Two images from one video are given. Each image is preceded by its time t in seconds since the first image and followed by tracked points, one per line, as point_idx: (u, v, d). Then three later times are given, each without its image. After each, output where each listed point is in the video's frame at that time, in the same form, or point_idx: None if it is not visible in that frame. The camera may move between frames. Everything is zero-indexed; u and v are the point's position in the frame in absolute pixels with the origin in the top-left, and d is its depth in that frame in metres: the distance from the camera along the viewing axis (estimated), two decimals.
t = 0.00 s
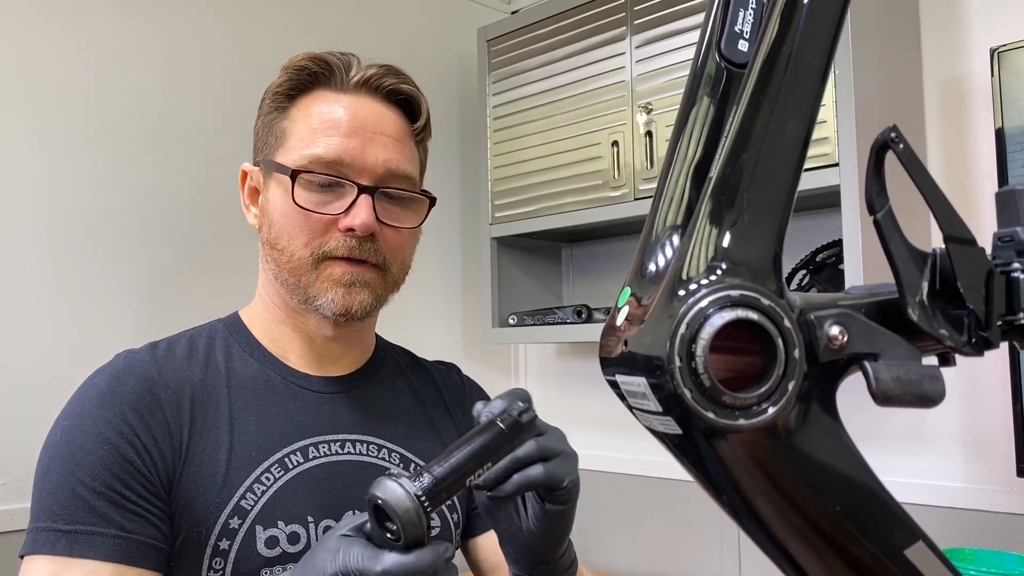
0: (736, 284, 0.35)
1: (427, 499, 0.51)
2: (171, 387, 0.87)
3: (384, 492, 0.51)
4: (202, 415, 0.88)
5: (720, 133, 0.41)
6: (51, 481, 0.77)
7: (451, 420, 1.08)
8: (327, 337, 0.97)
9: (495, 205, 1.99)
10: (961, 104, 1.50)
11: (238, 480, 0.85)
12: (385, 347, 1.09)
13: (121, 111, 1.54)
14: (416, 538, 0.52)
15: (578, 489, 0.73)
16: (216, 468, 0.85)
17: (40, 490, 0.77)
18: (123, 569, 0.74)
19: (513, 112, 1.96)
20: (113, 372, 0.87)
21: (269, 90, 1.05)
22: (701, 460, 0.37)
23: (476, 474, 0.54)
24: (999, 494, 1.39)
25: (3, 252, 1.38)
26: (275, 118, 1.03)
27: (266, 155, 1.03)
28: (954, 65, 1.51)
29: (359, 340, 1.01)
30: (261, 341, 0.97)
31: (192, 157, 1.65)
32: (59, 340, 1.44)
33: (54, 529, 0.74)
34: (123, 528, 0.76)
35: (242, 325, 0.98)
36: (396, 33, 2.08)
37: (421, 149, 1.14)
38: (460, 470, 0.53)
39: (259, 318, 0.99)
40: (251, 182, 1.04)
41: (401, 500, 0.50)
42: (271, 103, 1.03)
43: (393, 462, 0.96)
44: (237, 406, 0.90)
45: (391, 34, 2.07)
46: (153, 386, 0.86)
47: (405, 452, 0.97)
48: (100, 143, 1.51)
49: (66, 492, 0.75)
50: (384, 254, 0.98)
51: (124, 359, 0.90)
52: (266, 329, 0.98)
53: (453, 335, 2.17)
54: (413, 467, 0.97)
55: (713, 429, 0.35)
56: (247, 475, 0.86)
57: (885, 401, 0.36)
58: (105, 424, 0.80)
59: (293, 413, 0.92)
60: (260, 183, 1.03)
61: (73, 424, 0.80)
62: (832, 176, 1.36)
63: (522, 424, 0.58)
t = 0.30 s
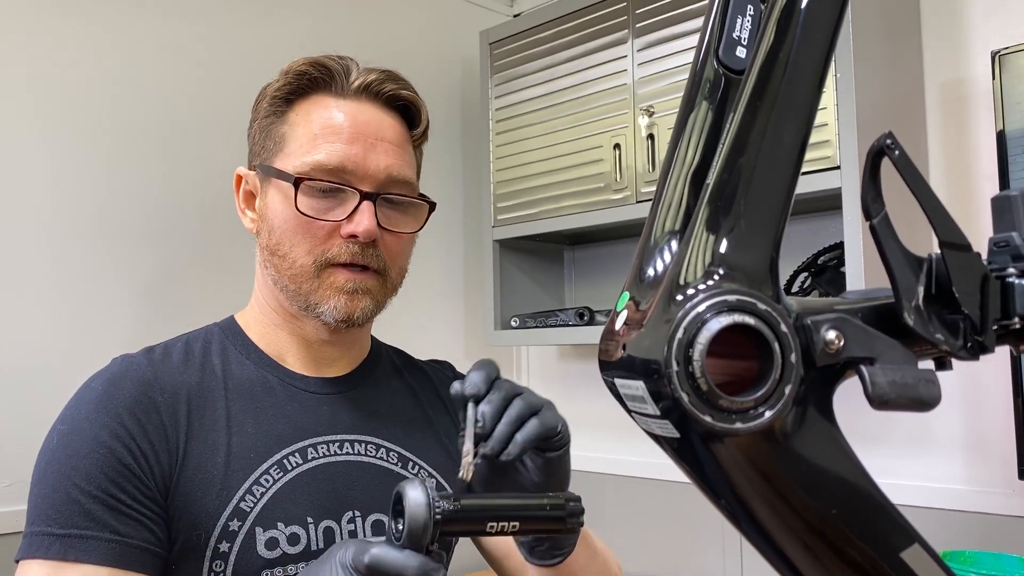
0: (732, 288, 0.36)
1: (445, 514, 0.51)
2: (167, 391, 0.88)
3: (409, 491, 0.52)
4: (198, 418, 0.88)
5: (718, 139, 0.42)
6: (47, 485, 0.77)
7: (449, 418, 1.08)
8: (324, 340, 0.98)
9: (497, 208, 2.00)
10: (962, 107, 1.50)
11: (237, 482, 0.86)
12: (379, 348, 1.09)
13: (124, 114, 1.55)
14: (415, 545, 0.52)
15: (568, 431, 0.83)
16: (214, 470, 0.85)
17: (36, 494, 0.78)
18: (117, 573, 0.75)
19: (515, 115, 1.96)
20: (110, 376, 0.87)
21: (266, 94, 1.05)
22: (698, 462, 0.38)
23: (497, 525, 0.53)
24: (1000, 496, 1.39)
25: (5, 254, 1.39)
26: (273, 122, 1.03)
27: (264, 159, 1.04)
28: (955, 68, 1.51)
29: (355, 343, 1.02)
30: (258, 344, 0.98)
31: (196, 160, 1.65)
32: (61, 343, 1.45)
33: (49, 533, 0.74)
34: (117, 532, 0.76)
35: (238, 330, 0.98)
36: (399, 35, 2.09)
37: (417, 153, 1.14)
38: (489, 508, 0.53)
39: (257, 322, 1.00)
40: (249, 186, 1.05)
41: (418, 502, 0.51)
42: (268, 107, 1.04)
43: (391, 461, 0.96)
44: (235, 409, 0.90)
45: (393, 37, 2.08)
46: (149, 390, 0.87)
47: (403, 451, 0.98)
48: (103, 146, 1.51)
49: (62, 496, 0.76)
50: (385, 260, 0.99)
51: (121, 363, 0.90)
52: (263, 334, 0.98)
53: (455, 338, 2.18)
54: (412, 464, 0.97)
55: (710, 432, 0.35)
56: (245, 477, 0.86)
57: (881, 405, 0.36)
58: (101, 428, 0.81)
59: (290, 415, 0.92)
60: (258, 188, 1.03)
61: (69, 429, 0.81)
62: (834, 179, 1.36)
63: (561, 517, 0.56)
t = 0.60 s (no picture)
0: (725, 289, 0.36)
1: (400, 530, 0.49)
2: (157, 392, 0.88)
3: (363, 509, 0.50)
4: (189, 418, 0.88)
5: (712, 141, 0.42)
6: (36, 487, 0.78)
7: (448, 414, 1.08)
8: (320, 338, 0.98)
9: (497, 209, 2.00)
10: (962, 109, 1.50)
11: (229, 482, 0.86)
12: (375, 344, 1.10)
13: (125, 115, 1.55)
14: (377, 567, 0.50)
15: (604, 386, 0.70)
16: (205, 470, 0.86)
17: (26, 497, 0.78)
18: None
19: (515, 116, 1.96)
20: (100, 379, 0.88)
21: (252, 96, 1.05)
22: (692, 462, 0.38)
23: (460, 530, 0.52)
24: (1000, 498, 1.39)
25: (5, 255, 1.39)
26: (262, 123, 1.03)
27: (254, 161, 1.04)
28: (955, 69, 1.52)
29: (352, 341, 1.02)
30: (254, 345, 0.98)
31: (197, 161, 1.66)
32: (62, 343, 1.45)
33: (37, 535, 0.75)
34: (104, 533, 0.76)
35: (233, 331, 0.98)
36: (399, 37, 2.10)
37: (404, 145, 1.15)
38: (448, 514, 0.51)
39: (252, 323, 1.00)
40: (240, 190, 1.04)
41: (372, 523, 0.49)
42: (256, 108, 1.04)
43: (388, 458, 0.96)
44: (226, 409, 0.91)
45: (394, 38, 2.08)
46: (139, 391, 0.87)
47: (400, 448, 0.98)
48: (104, 147, 1.52)
49: (50, 499, 0.76)
50: (383, 255, 1.00)
51: (112, 365, 0.90)
52: (258, 335, 0.99)
53: (456, 339, 2.18)
54: (408, 461, 0.98)
55: (702, 432, 0.35)
56: (237, 477, 0.87)
57: (872, 406, 0.36)
58: (89, 430, 0.81)
59: (283, 414, 0.93)
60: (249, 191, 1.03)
61: (58, 432, 0.82)
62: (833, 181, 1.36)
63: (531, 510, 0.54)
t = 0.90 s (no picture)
0: (721, 289, 0.36)
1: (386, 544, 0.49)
2: (155, 391, 0.88)
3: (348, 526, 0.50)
4: (186, 418, 0.88)
5: (707, 140, 0.42)
6: (35, 487, 0.78)
7: (445, 412, 1.08)
8: (318, 338, 0.98)
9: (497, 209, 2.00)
10: (962, 109, 1.50)
11: (228, 480, 0.86)
12: (374, 344, 1.10)
13: (125, 116, 1.56)
14: None
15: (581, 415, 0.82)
16: (204, 469, 0.86)
17: (26, 497, 0.78)
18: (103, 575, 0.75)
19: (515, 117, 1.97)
20: (97, 378, 0.88)
21: (244, 98, 1.05)
22: (686, 461, 0.38)
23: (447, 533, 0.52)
24: (999, 499, 1.39)
25: (6, 255, 1.39)
26: (254, 125, 1.04)
27: (248, 163, 1.04)
28: (955, 69, 1.51)
29: (350, 340, 1.02)
30: (251, 345, 0.98)
31: (197, 161, 1.66)
32: (62, 343, 1.45)
33: (38, 535, 0.75)
34: (104, 533, 0.76)
35: (231, 331, 0.98)
36: (399, 37, 2.10)
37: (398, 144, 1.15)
38: (432, 523, 0.51)
39: (248, 324, 1.00)
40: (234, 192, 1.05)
41: (358, 540, 0.49)
42: (248, 110, 1.04)
43: (386, 457, 0.96)
44: (224, 408, 0.91)
45: (394, 39, 2.09)
46: (137, 390, 0.87)
47: (399, 447, 0.98)
48: (104, 148, 1.52)
49: (49, 498, 0.76)
50: (377, 252, 1.00)
51: (109, 365, 0.90)
52: (255, 335, 0.99)
53: (457, 340, 2.18)
54: (407, 460, 0.98)
55: (698, 432, 0.35)
56: (235, 475, 0.87)
57: (868, 405, 0.36)
58: (87, 429, 0.81)
59: (280, 413, 0.93)
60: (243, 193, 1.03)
61: (56, 432, 0.82)
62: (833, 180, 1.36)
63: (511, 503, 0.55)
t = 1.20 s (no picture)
0: (719, 288, 0.36)
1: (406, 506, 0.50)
2: (152, 394, 0.88)
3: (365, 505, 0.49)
4: (183, 420, 0.89)
5: (705, 139, 0.42)
6: (32, 488, 0.78)
7: (442, 413, 1.08)
8: (314, 339, 0.98)
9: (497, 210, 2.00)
10: (963, 109, 1.50)
11: (223, 482, 0.86)
12: (372, 345, 1.10)
13: (126, 116, 1.56)
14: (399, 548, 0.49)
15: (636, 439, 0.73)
16: (200, 471, 0.86)
17: (24, 498, 0.79)
18: None
19: (514, 117, 1.97)
20: (95, 380, 0.88)
21: (245, 97, 1.05)
22: (684, 459, 0.38)
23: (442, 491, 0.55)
24: (999, 499, 1.39)
25: (6, 255, 1.40)
26: (254, 124, 1.04)
27: (247, 162, 1.04)
28: (956, 69, 1.51)
29: (346, 341, 1.02)
30: (247, 346, 0.98)
31: (197, 161, 1.66)
32: (62, 343, 1.45)
33: (34, 536, 0.75)
34: (100, 534, 0.77)
35: (229, 332, 0.98)
36: (399, 37, 2.10)
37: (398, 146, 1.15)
38: (429, 482, 0.54)
39: (245, 323, 1.00)
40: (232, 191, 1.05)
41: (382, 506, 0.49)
42: (248, 109, 1.04)
43: (382, 459, 0.96)
44: (221, 410, 0.91)
45: (393, 38, 2.08)
46: (135, 393, 0.87)
47: (395, 450, 0.97)
48: (103, 148, 1.52)
49: (46, 499, 0.77)
50: (373, 254, 1.00)
51: (108, 367, 0.91)
52: (251, 335, 0.99)
53: (457, 340, 2.18)
54: (404, 463, 0.97)
55: (697, 432, 0.35)
56: (231, 477, 0.86)
57: (867, 405, 0.36)
58: (84, 431, 0.82)
59: (277, 415, 0.93)
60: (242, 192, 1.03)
61: (54, 433, 0.82)
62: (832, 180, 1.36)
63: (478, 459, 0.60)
